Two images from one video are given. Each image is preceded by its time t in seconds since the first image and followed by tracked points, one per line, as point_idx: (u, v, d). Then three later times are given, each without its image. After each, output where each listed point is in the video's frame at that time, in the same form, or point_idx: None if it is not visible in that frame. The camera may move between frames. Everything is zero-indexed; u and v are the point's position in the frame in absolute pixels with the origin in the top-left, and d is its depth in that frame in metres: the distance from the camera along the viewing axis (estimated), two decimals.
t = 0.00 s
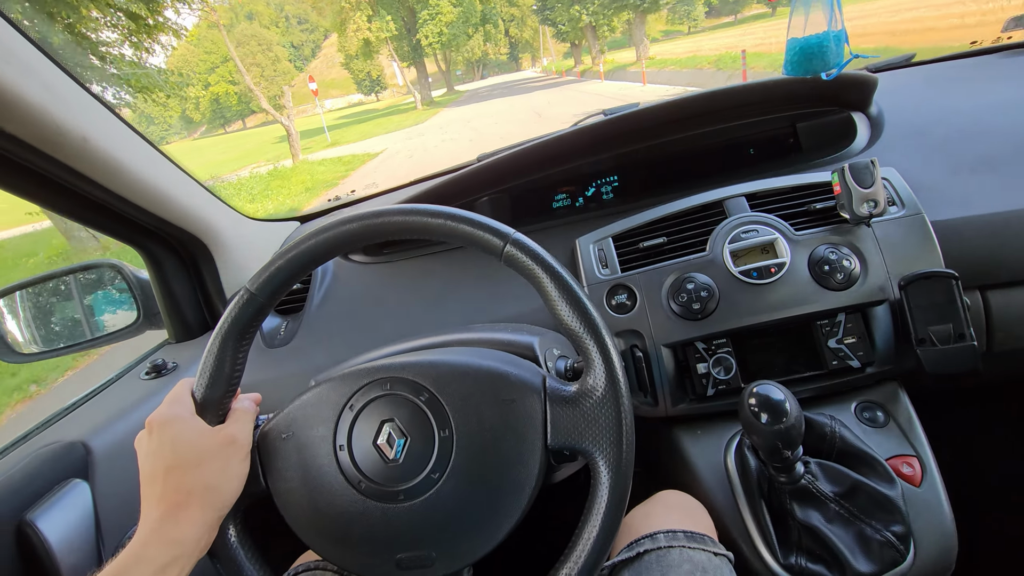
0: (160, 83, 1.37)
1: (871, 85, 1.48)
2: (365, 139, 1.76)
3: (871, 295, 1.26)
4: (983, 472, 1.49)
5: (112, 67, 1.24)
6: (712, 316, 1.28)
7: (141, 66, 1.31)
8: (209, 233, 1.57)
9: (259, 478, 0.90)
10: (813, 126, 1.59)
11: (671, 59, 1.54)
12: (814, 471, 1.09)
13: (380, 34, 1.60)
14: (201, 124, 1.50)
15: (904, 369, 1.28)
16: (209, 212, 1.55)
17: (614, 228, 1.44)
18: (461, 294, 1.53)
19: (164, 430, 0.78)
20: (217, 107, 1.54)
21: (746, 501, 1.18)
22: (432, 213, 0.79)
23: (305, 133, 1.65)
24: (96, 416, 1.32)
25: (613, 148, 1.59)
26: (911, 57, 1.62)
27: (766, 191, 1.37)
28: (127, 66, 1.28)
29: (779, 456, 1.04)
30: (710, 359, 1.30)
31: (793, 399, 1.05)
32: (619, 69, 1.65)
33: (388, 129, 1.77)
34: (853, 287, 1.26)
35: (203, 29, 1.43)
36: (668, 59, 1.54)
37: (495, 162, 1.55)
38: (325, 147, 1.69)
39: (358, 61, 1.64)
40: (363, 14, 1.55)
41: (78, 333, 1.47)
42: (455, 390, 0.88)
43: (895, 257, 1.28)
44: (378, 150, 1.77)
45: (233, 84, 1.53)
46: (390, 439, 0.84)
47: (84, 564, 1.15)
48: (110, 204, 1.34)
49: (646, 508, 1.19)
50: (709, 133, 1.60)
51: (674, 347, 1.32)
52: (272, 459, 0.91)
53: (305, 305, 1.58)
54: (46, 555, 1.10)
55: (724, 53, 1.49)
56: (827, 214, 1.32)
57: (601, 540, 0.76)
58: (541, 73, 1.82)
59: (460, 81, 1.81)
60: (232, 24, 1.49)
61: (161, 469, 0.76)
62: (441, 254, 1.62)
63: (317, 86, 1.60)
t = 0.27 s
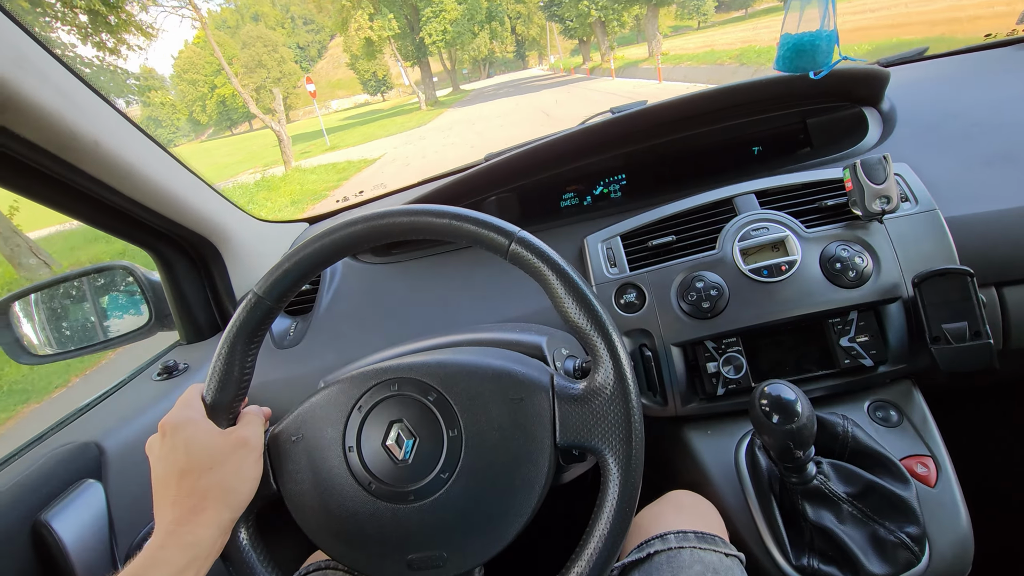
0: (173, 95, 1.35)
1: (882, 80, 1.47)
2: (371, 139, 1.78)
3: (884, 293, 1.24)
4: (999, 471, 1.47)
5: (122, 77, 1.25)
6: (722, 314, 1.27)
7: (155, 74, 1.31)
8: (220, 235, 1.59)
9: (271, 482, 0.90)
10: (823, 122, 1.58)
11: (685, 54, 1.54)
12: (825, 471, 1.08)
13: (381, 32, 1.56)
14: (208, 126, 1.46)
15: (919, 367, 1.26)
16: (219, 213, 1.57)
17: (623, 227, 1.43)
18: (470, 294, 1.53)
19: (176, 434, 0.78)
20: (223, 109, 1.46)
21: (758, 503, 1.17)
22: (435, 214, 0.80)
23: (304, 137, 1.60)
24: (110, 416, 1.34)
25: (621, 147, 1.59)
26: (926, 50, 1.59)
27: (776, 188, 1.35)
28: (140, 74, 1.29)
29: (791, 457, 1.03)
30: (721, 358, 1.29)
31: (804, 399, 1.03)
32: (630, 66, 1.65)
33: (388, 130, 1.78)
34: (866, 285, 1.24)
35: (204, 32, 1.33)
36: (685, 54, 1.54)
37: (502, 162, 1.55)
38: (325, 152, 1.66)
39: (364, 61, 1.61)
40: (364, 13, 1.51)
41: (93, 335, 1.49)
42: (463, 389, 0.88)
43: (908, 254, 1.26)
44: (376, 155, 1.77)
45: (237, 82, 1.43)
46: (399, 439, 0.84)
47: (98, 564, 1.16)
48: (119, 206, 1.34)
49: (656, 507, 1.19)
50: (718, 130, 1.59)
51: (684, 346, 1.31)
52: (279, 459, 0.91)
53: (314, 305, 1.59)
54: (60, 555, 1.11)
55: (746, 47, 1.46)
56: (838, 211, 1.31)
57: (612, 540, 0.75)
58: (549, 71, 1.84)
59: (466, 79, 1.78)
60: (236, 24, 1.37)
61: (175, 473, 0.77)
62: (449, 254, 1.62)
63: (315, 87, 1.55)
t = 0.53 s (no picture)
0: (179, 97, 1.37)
1: (900, 77, 1.43)
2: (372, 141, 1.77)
3: (906, 294, 1.21)
4: None
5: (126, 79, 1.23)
6: (740, 317, 1.25)
7: (161, 77, 1.31)
8: (230, 238, 1.58)
9: (287, 498, 0.90)
10: (840, 121, 1.55)
11: (700, 52, 1.55)
12: (849, 477, 1.06)
13: (383, 32, 1.58)
14: (214, 128, 1.46)
15: (942, 370, 1.22)
16: (227, 217, 1.55)
17: (636, 228, 1.41)
18: (481, 296, 1.52)
19: (189, 452, 0.78)
20: (228, 112, 1.47)
21: (779, 510, 1.14)
22: (438, 215, 0.81)
23: (304, 140, 1.61)
24: (122, 420, 1.33)
25: (634, 147, 1.57)
26: (942, 46, 1.57)
27: (793, 188, 1.33)
28: (147, 77, 1.28)
29: (813, 463, 1.01)
30: (738, 362, 1.27)
31: (826, 403, 1.01)
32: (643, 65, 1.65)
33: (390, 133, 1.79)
34: (888, 286, 1.21)
35: (213, 33, 1.40)
36: (701, 51, 1.55)
37: (512, 164, 1.54)
38: (324, 157, 1.71)
39: (369, 63, 1.65)
40: (365, 12, 1.51)
41: (106, 338, 1.48)
42: (476, 391, 0.86)
43: (931, 255, 1.23)
44: (371, 163, 1.75)
45: (244, 88, 1.47)
46: (415, 446, 0.83)
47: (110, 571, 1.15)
48: (128, 208, 1.33)
49: (673, 512, 1.16)
50: (732, 129, 1.57)
51: (700, 349, 1.29)
52: (294, 471, 0.90)
53: (326, 309, 1.58)
54: (73, 562, 1.10)
55: (770, 43, 1.52)
56: (857, 211, 1.28)
57: (636, 534, 0.74)
58: (555, 71, 1.87)
59: (471, 80, 1.82)
60: (241, 26, 1.43)
61: (189, 491, 0.76)
62: (460, 256, 1.61)
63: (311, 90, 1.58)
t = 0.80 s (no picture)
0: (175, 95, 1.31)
1: (919, 72, 1.39)
2: (370, 141, 1.74)
3: (927, 296, 1.18)
4: None
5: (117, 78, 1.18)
6: (755, 319, 1.21)
7: (156, 75, 1.27)
8: (228, 238, 1.54)
9: (290, 512, 0.86)
10: (854, 117, 1.53)
11: (710, 47, 1.49)
12: (869, 485, 1.04)
13: (378, 28, 1.54)
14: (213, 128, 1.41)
15: (964, 374, 1.19)
16: (224, 216, 1.51)
17: (647, 227, 1.37)
18: (486, 298, 1.48)
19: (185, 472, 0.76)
20: (226, 111, 1.43)
21: (796, 519, 1.10)
22: (440, 214, 0.78)
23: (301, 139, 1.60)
24: (118, 425, 1.29)
25: (644, 145, 1.53)
26: (954, 43, 1.53)
27: (810, 186, 1.29)
28: (143, 75, 1.23)
29: (833, 472, 0.97)
30: (753, 365, 1.23)
31: (847, 408, 0.97)
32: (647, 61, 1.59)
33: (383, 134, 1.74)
34: (908, 287, 1.18)
35: (210, 30, 1.35)
36: (711, 46, 1.50)
37: (517, 162, 1.50)
38: (314, 159, 1.68)
39: (368, 60, 1.60)
40: (359, 7, 1.49)
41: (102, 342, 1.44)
42: (484, 395, 0.83)
43: (952, 255, 1.19)
44: (359, 168, 1.73)
45: (241, 86, 1.43)
46: (421, 455, 0.79)
47: None
48: (123, 207, 1.28)
49: (687, 521, 1.13)
50: (744, 126, 1.53)
51: (713, 353, 1.25)
52: (296, 483, 0.86)
53: (327, 310, 1.54)
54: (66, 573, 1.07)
55: (789, 36, 1.42)
56: (876, 210, 1.24)
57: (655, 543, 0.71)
58: (556, 68, 1.77)
59: (471, 77, 1.75)
60: (238, 24, 1.39)
61: (185, 511, 0.74)
62: (465, 256, 1.57)
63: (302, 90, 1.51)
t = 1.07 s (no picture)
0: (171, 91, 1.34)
1: (898, 68, 1.40)
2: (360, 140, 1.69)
3: (903, 289, 1.19)
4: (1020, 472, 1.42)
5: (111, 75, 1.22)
6: (735, 312, 1.22)
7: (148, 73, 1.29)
8: (214, 234, 1.54)
9: (269, 508, 0.86)
10: (835, 112, 1.54)
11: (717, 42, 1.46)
12: (845, 476, 1.04)
13: (369, 23, 1.52)
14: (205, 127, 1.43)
15: (940, 366, 1.21)
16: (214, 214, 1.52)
17: (630, 222, 1.37)
18: (471, 293, 1.49)
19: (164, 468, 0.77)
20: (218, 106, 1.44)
21: (774, 511, 1.11)
22: (417, 211, 0.79)
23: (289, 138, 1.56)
24: (102, 421, 1.30)
25: (629, 140, 1.54)
26: (940, 37, 1.54)
27: (791, 180, 1.30)
28: (135, 73, 1.27)
29: (808, 463, 0.99)
30: (733, 358, 1.24)
31: (821, 400, 0.99)
32: (647, 57, 1.60)
33: (376, 132, 1.69)
34: (885, 281, 1.19)
35: (204, 26, 1.36)
36: (717, 41, 1.46)
37: (502, 157, 1.50)
38: (300, 161, 1.63)
39: (362, 56, 1.58)
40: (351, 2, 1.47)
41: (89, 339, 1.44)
42: (461, 389, 0.84)
43: (928, 249, 1.21)
44: (342, 174, 1.67)
45: (234, 83, 1.42)
46: (398, 449, 0.80)
47: None
48: (107, 204, 1.28)
49: (666, 512, 1.14)
50: (727, 121, 1.54)
51: (694, 346, 1.26)
52: (274, 480, 0.87)
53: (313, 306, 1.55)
54: (49, 567, 1.07)
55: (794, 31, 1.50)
56: (854, 204, 1.25)
57: (630, 532, 0.72)
58: (553, 64, 1.80)
59: (467, 73, 1.77)
60: (232, 20, 1.40)
61: (163, 507, 0.75)
62: (451, 252, 1.58)
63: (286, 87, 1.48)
